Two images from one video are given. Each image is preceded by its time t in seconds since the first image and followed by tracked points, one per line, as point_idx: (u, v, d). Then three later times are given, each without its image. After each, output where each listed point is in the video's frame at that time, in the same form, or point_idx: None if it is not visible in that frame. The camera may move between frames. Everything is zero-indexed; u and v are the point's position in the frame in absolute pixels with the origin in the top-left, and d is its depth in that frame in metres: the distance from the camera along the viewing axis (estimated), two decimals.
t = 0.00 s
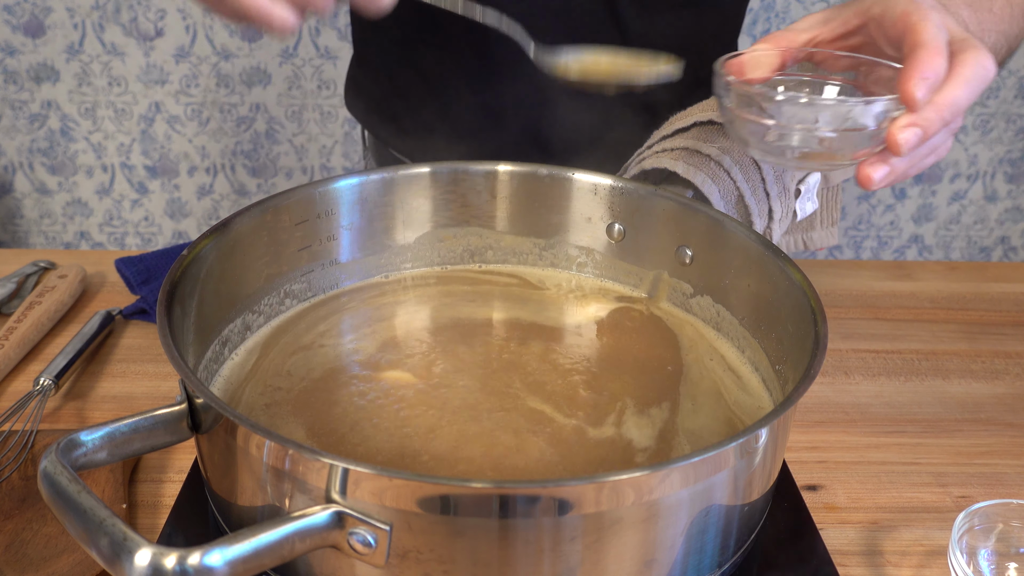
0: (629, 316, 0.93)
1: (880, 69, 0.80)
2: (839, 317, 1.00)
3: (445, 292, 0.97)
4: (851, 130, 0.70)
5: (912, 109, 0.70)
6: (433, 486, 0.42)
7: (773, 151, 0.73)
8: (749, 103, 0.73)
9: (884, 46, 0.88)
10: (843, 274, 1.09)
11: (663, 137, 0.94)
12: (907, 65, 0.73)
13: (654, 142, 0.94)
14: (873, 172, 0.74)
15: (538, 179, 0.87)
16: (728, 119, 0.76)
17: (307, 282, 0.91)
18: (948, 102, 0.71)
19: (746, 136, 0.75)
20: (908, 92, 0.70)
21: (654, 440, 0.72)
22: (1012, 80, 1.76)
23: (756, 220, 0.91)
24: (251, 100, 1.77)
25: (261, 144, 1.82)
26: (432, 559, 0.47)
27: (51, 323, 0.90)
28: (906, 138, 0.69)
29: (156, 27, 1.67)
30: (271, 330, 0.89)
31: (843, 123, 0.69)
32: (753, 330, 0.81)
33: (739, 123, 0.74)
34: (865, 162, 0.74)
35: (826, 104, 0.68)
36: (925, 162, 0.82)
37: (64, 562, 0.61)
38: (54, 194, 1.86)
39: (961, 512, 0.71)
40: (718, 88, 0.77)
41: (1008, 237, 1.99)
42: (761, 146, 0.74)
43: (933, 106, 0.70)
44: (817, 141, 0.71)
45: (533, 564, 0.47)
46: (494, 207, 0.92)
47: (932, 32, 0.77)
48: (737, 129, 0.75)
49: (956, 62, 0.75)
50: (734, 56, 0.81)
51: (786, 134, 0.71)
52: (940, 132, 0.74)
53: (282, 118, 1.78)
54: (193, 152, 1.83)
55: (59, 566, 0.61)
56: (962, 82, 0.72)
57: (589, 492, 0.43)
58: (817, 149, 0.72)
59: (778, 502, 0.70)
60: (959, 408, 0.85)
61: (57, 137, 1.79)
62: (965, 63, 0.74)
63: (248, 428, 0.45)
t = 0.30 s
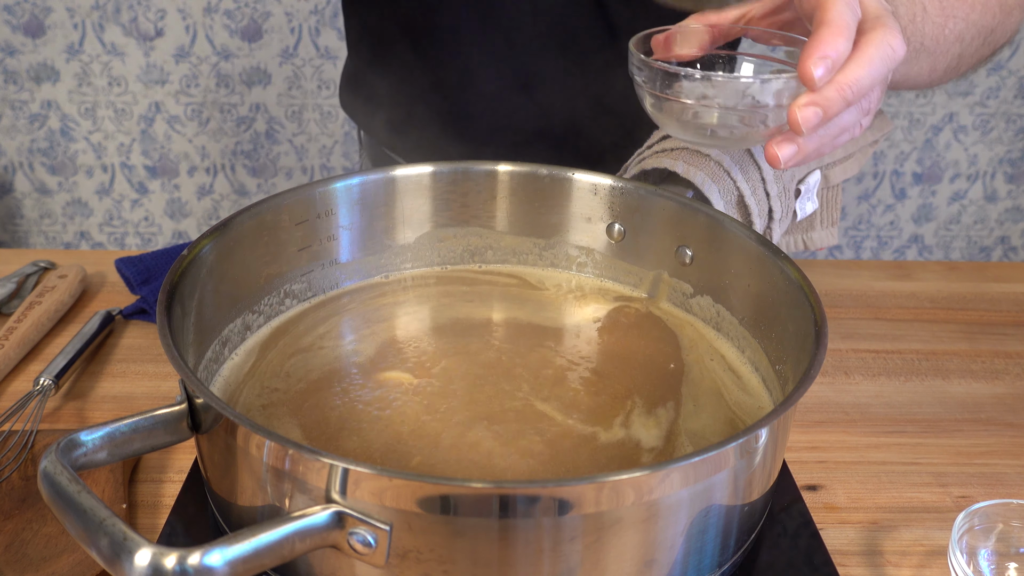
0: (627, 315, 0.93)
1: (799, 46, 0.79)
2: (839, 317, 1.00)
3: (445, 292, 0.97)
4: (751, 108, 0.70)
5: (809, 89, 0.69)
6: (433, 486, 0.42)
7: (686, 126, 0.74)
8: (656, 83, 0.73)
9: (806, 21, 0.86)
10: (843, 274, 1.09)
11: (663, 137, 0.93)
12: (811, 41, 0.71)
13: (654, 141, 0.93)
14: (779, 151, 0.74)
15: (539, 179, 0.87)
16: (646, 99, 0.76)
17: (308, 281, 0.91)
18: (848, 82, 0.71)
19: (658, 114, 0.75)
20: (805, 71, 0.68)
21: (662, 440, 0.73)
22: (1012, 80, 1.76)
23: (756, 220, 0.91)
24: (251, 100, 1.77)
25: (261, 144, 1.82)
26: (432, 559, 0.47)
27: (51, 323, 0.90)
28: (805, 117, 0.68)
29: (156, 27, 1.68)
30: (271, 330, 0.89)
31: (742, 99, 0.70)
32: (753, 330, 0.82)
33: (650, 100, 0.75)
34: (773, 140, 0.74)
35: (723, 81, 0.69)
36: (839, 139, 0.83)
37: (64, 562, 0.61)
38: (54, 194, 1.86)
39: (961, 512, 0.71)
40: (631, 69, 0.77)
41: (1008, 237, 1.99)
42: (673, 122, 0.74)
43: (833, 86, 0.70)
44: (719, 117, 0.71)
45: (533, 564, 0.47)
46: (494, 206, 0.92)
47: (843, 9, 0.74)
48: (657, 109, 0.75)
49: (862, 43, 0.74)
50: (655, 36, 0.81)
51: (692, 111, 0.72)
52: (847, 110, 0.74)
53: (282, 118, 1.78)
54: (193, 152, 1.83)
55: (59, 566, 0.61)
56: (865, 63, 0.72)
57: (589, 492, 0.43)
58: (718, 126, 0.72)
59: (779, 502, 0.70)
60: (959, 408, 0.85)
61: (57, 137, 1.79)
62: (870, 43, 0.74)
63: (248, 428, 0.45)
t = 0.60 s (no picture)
0: (627, 314, 0.93)
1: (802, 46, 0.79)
2: (839, 317, 1.00)
3: (444, 292, 0.97)
4: (755, 104, 0.69)
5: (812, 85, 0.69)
6: (433, 486, 0.42)
7: (691, 120, 0.73)
8: (661, 77, 0.73)
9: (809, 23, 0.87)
10: (843, 274, 1.09)
11: (663, 137, 0.93)
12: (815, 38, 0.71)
13: (654, 141, 0.93)
14: (783, 148, 0.73)
15: (539, 179, 0.87)
16: (651, 93, 0.76)
17: (307, 281, 0.91)
18: (851, 81, 0.71)
19: (664, 109, 0.75)
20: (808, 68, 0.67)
21: (665, 442, 0.73)
22: (1012, 80, 1.76)
23: (756, 220, 0.91)
24: (251, 100, 1.77)
25: (261, 144, 1.82)
26: (432, 559, 0.47)
27: (51, 323, 0.90)
28: (808, 115, 0.68)
29: (156, 27, 1.68)
30: (271, 329, 0.89)
31: (746, 96, 0.69)
32: (753, 330, 0.82)
33: (655, 94, 0.75)
34: (775, 138, 0.73)
35: (728, 77, 0.68)
36: (838, 139, 0.83)
37: (64, 561, 0.61)
38: (54, 194, 1.86)
39: (961, 512, 0.71)
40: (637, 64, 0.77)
41: (1008, 237, 1.98)
42: (679, 115, 0.74)
43: (836, 84, 0.70)
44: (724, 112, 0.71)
45: (533, 563, 0.47)
46: (494, 206, 0.92)
47: (846, 9, 0.74)
48: (663, 103, 0.75)
49: (864, 43, 0.75)
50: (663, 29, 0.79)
51: (697, 106, 0.71)
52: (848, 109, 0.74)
53: (282, 118, 1.78)
54: (193, 152, 1.83)
55: (59, 566, 0.61)
56: (868, 62, 0.72)
57: (589, 492, 0.43)
58: (723, 120, 0.72)
59: (779, 502, 0.70)
60: (958, 408, 0.85)
61: (57, 137, 1.79)
62: (874, 43, 0.74)
63: (249, 428, 0.45)
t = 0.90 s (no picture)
0: (627, 314, 0.93)
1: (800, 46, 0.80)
2: (839, 317, 1.00)
3: (444, 292, 0.97)
4: (755, 107, 0.69)
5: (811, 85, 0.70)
6: (433, 486, 0.42)
7: (693, 127, 0.73)
8: (660, 88, 0.73)
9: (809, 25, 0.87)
10: (843, 274, 1.09)
11: (663, 137, 0.93)
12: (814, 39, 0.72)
13: (654, 141, 0.93)
14: (785, 148, 0.73)
15: (539, 179, 0.87)
16: (652, 103, 0.76)
17: (307, 281, 0.91)
18: (849, 79, 0.72)
19: (665, 118, 0.75)
20: (807, 68, 0.68)
21: (670, 445, 0.72)
22: (1012, 80, 1.76)
23: (756, 220, 0.91)
24: (251, 100, 1.77)
25: (261, 144, 1.82)
26: (432, 559, 0.47)
27: (51, 323, 0.90)
28: (808, 114, 0.69)
29: (156, 27, 1.68)
30: (271, 329, 0.89)
31: (746, 100, 0.69)
32: (753, 330, 0.82)
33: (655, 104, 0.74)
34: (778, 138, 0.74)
35: (725, 84, 0.68)
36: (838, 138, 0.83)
37: (64, 561, 0.61)
38: (54, 194, 1.86)
39: (961, 512, 0.71)
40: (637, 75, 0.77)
41: (1009, 237, 1.98)
42: (680, 123, 0.74)
43: (834, 82, 0.71)
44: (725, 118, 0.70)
45: (533, 563, 0.47)
46: (494, 207, 0.92)
47: (844, 9, 0.75)
48: (663, 112, 0.74)
49: (862, 40, 0.76)
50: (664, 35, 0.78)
51: (697, 114, 0.71)
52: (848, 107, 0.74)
53: (282, 118, 1.78)
54: (192, 152, 1.83)
55: (59, 566, 0.61)
56: (866, 59, 0.73)
57: (589, 492, 0.43)
58: (725, 125, 0.71)
59: (778, 502, 0.70)
60: (959, 408, 0.85)
61: (57, 137, 1.79)
62: (870, 41, 0.75)
63: (249, 428, 0.45)
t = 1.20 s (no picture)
0: (627, 314, 0.93)
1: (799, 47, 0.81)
2: (839, 317, 1.00)
3: (445, 292, 0.97)
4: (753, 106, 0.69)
5: (808, 81, 0.70)
6: (433, 486, 0.42)
7: (691, 127, 0.73)
8: (656, 85, 0.72)
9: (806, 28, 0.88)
10: (843, 274, 1.09)
11: (663, 137, 0.93)
12: (810, 37, 0.73)
13: (654, 141, 0.93)
14: (784, 146, 0.74)
15: (539, 179, 0.87)
16: (649, 103, 0.75)
17: (307, 281, 0.91)
18: (846, 74, 0.72)
19: (663, 119, 0.74)
20: (803, 66, 0.69)
21: (672, 446, 0.72)
22: (1012, 80, 1.76)
23: (756, 220, 0.91)
24: (251, 100, 1.77)
25: (260, 144, 1.82)
26: (432, 559, 0.47)
27: (51, 323, 0.90)
28: (806, 110, 0.69)
29: (156, 27, 1.68)
30: (271, 330, 0.89)
31: (743, 99, 0.69)
32: (753, 330, 0.82)
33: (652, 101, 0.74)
34: (777, 136, 0.74)
35: (722, 81, 0.68)
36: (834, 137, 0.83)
37: (64, 561, 0.61)
38: (54, 194, 1.86)
39: (961, 512, 0.71)
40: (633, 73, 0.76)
41: (1009, 237, 1.98)
42: (677, 122, 0.73)
43: (832, 78, 0.71)
44: (721, 116, 0.70)
45: (533, 563, 0.47)
46: (494, 206, 0.92)
47: (838, 7, 0.76)
48: (659, 111, 0.74)
49: (858, 36, 0.76)
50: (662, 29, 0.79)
51: (694, 112, 0.71)
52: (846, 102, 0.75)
53: (282, 118, 1.78)
54: (192, 152, 1.83)
55: (59, 566, 0.61)
56: (862, 55, 0.74)
57: (589, 492, 0.43)
58: (721, 124, 0.71)
59: (778, 502, 0.70)
60: (959, 408, 0.85)
61: (57, 137, 1.79)
62: (866, 38, 0.75)
63: (249, 428, 0.45)
